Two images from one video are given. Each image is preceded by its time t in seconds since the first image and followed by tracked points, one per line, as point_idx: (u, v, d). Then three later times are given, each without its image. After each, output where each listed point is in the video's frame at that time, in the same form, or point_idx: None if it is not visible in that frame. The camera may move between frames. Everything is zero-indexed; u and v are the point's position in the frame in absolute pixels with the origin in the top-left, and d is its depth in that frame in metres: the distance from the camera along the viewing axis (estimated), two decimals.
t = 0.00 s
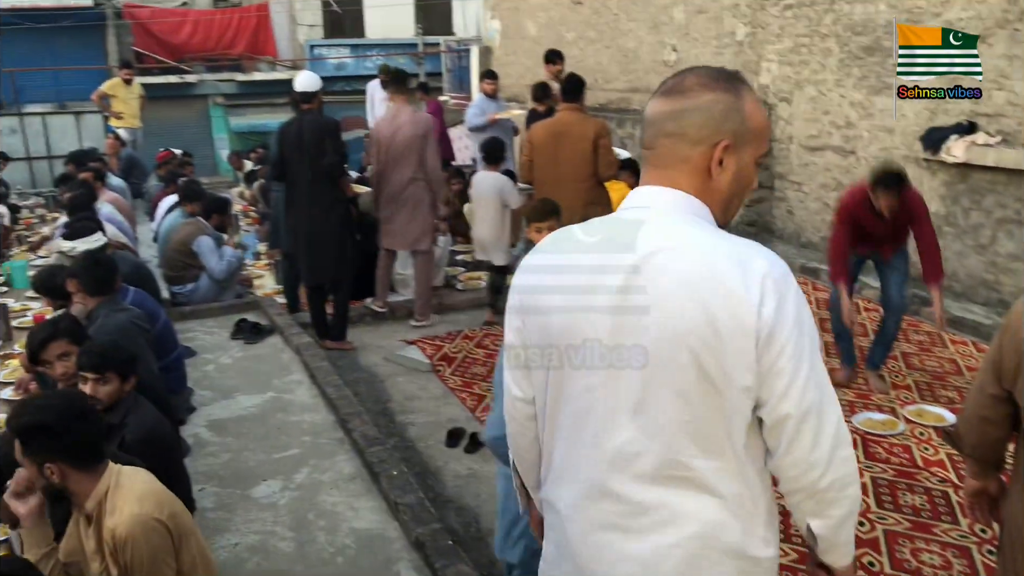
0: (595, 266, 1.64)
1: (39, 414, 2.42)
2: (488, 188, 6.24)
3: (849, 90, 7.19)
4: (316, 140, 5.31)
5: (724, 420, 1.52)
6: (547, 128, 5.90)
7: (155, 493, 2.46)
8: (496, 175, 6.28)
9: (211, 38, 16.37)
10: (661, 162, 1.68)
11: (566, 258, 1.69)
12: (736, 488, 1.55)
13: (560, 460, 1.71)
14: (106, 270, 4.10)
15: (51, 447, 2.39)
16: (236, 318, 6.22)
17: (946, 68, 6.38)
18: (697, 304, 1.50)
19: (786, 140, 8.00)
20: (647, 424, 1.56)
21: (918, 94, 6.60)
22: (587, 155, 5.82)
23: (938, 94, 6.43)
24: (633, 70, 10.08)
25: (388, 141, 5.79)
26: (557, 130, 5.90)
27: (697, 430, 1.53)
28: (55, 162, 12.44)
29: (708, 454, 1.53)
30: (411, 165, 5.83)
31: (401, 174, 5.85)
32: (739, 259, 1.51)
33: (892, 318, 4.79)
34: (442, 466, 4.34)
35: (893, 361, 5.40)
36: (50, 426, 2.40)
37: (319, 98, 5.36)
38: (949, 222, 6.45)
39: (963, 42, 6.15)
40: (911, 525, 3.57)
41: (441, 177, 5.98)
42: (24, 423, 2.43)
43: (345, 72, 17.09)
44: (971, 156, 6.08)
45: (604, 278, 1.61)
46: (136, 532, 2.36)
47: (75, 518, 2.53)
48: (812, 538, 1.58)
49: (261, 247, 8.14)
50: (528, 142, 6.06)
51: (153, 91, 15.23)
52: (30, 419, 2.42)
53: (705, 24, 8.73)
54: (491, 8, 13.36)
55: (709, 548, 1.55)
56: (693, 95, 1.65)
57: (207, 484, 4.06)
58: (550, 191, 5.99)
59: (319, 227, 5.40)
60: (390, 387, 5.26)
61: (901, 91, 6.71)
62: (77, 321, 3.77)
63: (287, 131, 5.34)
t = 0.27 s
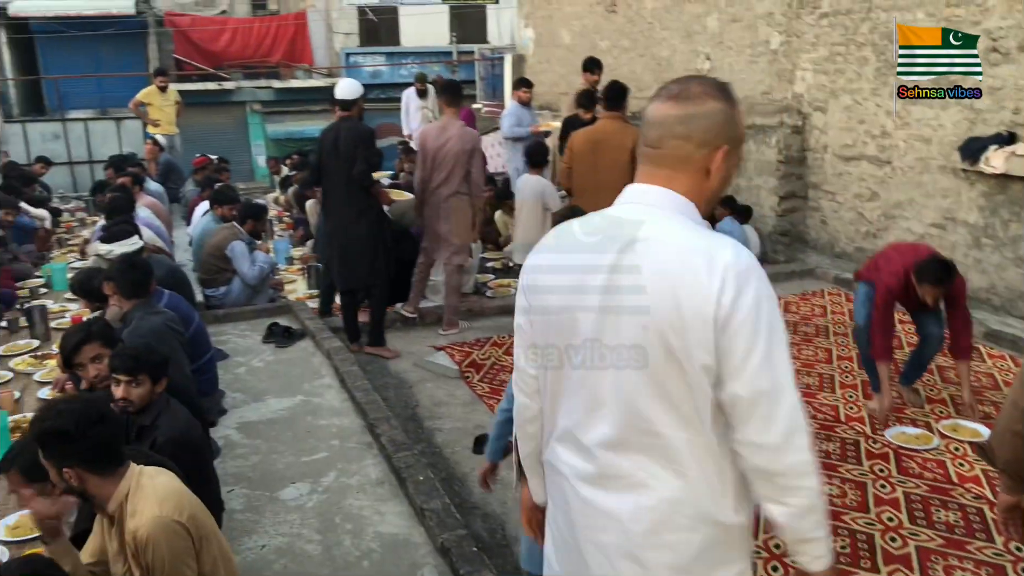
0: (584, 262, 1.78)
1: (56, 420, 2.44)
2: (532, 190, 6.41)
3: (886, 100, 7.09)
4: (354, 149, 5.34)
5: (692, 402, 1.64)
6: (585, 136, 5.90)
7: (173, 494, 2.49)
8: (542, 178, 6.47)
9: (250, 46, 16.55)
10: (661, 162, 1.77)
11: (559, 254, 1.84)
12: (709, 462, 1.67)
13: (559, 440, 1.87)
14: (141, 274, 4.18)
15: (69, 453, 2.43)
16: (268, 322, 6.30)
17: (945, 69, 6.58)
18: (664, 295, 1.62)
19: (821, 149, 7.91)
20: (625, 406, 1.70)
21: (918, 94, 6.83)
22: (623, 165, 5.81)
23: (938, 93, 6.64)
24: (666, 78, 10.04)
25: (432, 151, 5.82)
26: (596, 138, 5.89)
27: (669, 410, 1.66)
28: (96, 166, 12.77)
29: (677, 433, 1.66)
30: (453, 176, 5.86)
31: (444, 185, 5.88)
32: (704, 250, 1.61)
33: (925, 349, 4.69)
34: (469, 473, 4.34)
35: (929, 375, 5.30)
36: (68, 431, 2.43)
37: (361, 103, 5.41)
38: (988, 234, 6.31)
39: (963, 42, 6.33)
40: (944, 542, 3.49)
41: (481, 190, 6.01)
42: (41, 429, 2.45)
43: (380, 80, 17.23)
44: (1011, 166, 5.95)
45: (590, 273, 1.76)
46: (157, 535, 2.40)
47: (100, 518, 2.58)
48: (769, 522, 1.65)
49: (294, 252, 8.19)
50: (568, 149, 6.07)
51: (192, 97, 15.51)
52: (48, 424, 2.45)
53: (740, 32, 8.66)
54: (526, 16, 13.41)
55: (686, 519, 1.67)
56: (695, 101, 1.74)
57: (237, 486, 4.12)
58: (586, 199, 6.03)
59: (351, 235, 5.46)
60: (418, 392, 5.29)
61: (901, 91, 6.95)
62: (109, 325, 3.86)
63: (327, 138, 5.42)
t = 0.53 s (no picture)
0: (586, 256, 1.87)
1: (77, 424, 2.47)
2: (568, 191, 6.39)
3: (916, 108, 7.01)
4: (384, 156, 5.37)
5: (688, 387, 1.72)
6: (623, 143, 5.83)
7: (195, 494, 2.51)
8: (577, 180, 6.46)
9: (279, 51, 16.83)
10: (662, 158, 1.85)
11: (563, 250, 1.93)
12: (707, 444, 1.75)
13: (563, 425, 1.96)
14: (168, 277, 4.24)
15: (92, 456, 2.46)
16: (293, 325, 6.35)
17: (945, 68, 6.78)
18: (660, 285, 1.71)
19: (848, 158, 7.83)
20: (624, 392, 1.78)
21: (917, 93, 7.04)
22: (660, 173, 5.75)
23: (938, 93, 6.83)
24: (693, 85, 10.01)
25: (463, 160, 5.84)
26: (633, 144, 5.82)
27: (666, 395, 1.74)
28: (127, 169, 12.96)
29: (674, 417, 1.74)
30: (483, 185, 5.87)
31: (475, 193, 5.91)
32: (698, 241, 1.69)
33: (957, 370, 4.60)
34: (490, 478, 4.35)
35: (958, 387, 5.21)
36: (90, 434, 2.46)
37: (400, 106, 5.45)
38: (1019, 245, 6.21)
39: (964, 41, 6.50)
40: (972, 557, 3.43)
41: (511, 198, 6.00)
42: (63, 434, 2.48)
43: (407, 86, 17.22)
44: None
45: (592, 267, 1.84)
46: (180, 536, 2.43)
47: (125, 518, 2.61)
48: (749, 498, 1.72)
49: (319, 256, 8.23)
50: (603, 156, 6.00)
51: (221, 103, 15.71)
52: (70, 429, 2.48)
53: (767, 39, 8.61)
54: (552, 22, 13.44)
55: (684, 498, 1.77)
56: (692, 99, 1.83)
57: (260, 488, 4.15)
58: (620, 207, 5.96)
59: (378, 241, 5.51)
60: (441, 397, 5.30)
61: (901, 91, 7.16)
62: (135, 327, 3.92)
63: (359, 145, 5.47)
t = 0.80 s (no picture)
0: (631, 257, 1.91)
1: (111, 421, 2.50)
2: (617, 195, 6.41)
3: (955, 115, 6.88)
4: (422, 160, 5.37)
5: (730, 386, 1.76)
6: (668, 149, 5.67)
7: (226, 491, 2.54)
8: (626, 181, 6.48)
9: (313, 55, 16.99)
10: (710, 164, 1.89)
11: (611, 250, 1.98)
12: (748, 441, 1.79)
13: (607, 416, 2.01)
14: (202, 277, 4.29)
15: (125, 452, 2.49)
16: (324, 326, 6.40)
17: (944, 68, 7.05)
18: (705, 286, 1.75)
19: (885, 165, 7.71)
20: (668, 387, 1.83)
21: (917, 94, 7.30)
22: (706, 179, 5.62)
23: (937, 94, 7.10)
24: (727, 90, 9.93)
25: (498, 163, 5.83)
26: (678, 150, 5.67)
27: (709, 390, 1.78)
28: (163, 171, 13.16)
29: (718, 412, 1.78)
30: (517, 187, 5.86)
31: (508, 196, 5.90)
32: (744, 244, 1.72)
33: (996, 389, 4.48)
34: (517, 483, 4.34)
35: (997, 400, 5.10)
36: (123, 431, 2.49)
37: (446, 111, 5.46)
38: None
39: (963, 42, 6.77)
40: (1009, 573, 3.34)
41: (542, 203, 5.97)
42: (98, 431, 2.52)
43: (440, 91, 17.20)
44: None
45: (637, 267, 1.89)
46: (210, 533, 2.45)
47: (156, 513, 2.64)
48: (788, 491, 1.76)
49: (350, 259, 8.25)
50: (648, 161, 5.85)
51: (256, 105, 15.90)
52: (103, 426, 2.51)
53: (803, 45, 8.50)
54: (586, 27, 13.42)
55: (725, 493, 1.82)
56: (739, 107, 1.86)
57: (288, 487, 4.18)
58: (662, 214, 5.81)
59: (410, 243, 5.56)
60: (469, 400, 5.30)
61: (901, 91, 7.41)
62: (172, 326, 3.96)
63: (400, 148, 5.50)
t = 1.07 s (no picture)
0: (723, 269, 1.86)
1: (144, 419, 2.52)
2: (660, 198, 6.47)
3: (993, 118, 6.75)
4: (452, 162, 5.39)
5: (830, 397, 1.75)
6: (708, 153, 5.85)
7: (254, 490, 2.56)
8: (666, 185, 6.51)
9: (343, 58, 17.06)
10: (798, 183, 1.92)
11: (701, 261, 1.91)
12: (844, 459, 1.77)
13: (690, 430, 1.95)
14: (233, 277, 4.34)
15: (159, 450, 2.50)
16: (353, 327, 6.44)
17: (945, 68, 7.25)
18: (812, 300, 1.75)
19: (920, 169, 7.58)
20: (767, 397, 1.79)
21: (917, 93, 7.51)
22: (744, 181, 5.68)
23: (937, 93, 7.29)
24: (758, 93, 9.83)
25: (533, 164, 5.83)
26: (718, 154, 5.82)
27: (810, 400, 1.76)
28: (196, 171, 13.34)
29: (816, 421, 1.76)
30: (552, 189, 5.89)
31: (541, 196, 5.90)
32: (852, 262, 1.74)
33: None
34: (543, 486, 4.32)
35: None
36: (157, 429, 2.51)
37: (480, 113, 5.47)
38: None
39: (961, 42, 6.97)
40: None
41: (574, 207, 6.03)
42: (132, 428, 2.52)
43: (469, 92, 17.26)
44: None
45: (733, 279, 1.84)
46: (240, 531, 2.47)
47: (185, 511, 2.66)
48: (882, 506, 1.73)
49: (379, 260, 8.29)
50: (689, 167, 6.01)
51: (287, 107, 16.06)
52: (136, 423, 2.52)
53: (837, 47, 8.40)
54: (617, 29, 13.38)
55: (816, 507, 1.79)
56: (830, 130, 1.88)
57: (315, 487, 4.21)
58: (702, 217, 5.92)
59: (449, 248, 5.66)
60: (496, 403, 5.30)
61: (901, 90, 7.64)
62: (204, 325, 4.01)
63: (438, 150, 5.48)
